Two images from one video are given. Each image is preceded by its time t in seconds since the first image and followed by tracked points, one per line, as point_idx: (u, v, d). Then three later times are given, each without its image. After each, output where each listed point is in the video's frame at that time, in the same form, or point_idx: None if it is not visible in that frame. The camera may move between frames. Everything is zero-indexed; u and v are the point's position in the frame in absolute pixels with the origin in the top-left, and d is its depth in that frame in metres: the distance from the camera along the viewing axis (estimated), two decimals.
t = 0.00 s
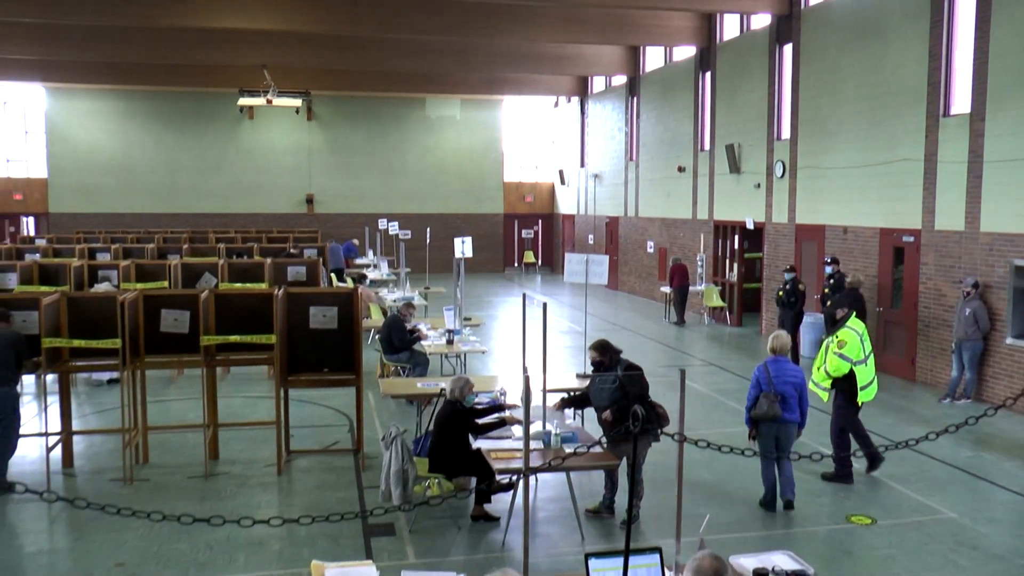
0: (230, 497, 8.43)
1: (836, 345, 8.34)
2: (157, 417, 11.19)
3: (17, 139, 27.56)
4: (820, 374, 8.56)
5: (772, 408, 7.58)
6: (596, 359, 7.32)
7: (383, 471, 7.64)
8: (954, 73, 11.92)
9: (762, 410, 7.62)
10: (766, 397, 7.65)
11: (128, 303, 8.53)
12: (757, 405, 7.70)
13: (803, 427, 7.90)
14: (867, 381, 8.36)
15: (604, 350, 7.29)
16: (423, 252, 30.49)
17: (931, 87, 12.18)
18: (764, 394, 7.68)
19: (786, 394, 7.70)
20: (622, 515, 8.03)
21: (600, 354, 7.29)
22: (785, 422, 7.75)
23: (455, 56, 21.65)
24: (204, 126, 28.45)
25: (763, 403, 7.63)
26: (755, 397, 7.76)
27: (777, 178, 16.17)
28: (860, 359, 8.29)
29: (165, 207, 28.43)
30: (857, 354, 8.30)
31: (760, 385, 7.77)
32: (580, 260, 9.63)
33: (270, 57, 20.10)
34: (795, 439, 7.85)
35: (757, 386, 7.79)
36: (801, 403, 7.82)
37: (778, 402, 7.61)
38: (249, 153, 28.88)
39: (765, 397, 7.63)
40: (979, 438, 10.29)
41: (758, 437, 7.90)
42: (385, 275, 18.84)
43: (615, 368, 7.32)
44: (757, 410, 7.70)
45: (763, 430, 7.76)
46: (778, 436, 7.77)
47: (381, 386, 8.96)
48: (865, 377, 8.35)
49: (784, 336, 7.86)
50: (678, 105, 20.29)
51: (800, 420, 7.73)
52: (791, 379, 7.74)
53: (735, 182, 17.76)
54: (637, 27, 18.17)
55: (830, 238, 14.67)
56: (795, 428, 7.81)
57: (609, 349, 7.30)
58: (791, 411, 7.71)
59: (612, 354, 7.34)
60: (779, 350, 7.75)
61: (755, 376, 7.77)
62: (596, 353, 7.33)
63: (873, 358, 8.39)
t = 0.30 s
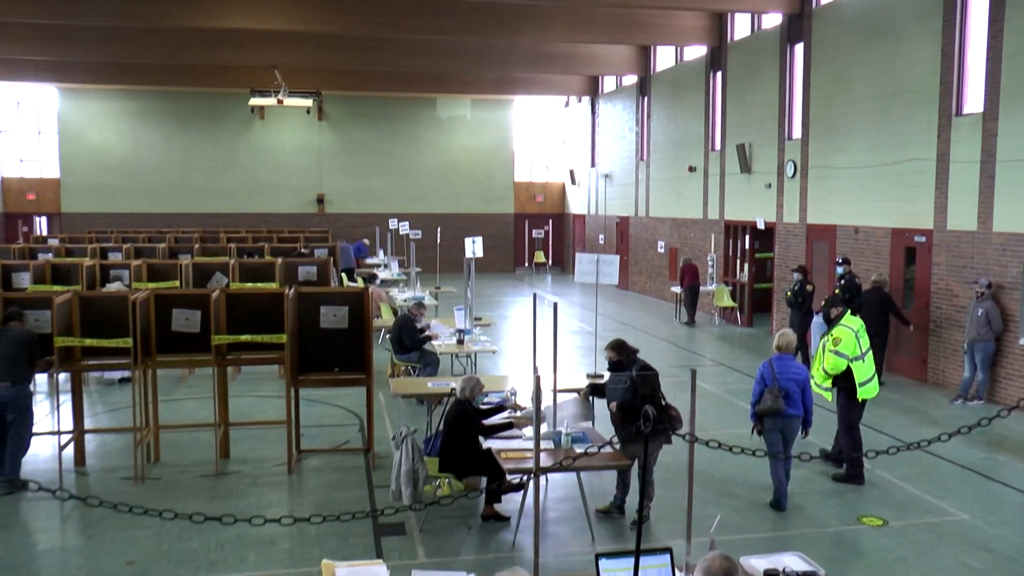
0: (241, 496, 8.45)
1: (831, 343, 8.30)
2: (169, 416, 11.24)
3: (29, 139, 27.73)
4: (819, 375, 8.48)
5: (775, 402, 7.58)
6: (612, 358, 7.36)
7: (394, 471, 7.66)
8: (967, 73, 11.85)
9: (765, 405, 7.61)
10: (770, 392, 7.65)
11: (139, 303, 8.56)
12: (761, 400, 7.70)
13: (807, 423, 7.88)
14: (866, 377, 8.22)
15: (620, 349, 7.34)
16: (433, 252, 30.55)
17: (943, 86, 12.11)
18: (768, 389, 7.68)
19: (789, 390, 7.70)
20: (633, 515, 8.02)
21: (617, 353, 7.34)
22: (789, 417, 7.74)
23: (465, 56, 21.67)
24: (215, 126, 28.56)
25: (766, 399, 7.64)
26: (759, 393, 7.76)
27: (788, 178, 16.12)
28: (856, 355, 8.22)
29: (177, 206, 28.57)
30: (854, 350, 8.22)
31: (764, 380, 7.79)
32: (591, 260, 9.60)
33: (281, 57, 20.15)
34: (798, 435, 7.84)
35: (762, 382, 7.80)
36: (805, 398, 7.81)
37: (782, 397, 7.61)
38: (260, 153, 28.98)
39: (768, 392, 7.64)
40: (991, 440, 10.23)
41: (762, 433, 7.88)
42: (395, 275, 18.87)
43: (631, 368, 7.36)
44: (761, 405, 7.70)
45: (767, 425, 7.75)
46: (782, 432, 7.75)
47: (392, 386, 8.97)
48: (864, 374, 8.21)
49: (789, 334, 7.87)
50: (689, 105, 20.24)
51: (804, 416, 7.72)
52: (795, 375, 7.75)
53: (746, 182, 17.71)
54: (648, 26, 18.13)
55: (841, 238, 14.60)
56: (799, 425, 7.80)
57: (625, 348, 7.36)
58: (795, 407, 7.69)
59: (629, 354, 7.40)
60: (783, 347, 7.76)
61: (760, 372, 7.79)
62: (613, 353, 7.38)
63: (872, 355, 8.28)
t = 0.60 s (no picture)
0: (252, 495, 8.47)
1: (830, 338, 8.42)
2: (181, 414, 11.29)
3: (43, 139, 27.90)
4: (819, 369, 8.57)
5: (785, 393, 7.95)
6: (629, 357, 7.33)
7: (404, 470, 7.68)
8: (980, 72, 11.78)
9: (775, 396, 7.98)
10: (780, 383, 8.01)
11: (151, 302, 8.60)
12: (770, 391, 8.06)
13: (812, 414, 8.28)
14: (862, 373, 8.26)
15: (638, 348, 7.32)
16: (444, 252, 30.59)
17: (956, 86, 12.04)
18: (778, 381, 8.03)
19: (798, 381, 8.07)
20: (643, 516, 8.01)
21: (634, 352, 7.32)
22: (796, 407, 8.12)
23: (475, 55, 21.68)
24: (226, 126, 28.68)
25: (777, 390, 7.99)
26: (769, 384, 8.11)
27: (799, 178, 16.07)
28: (855, 351, 8.28)
29: (189, 206, 28.69)
30: (852, 346, 8.30)
31: (774, 372, 8.12)
32: (601, 259, 9.58)
33: (292, 58, 20.22)
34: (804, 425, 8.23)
35: (771, 373, 8.13)
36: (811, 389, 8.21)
37: (791, 388, 7.98)
38: (271, 153, 29.07)
39: (779, 383, 8.00)
40: (1004, 442, 10.16)
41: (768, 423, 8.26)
42: (406, 275, 18.90)
43: (648, 367, 7.32)
44: (770, 396, 8.07)
45: (776, 415, 8.11)
46: (789, 421, 8.13)
47: (402, 385, 8.97)
48: (859, 370, 8.27)
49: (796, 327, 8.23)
50: (700, 104, 20.21)
51: (810, 406, 8.11)
52: (802, 367, 8.11)
53: (757, 182, 17.66)
54: (659, 26, 18.11)
55: (852, 238, 14.55)
56: (805, 414, 8.19)
57: (643, 348, 7.33)
58: (802, 398, 8.08)
59: (647, 353, 7.36)
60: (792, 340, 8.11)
61: (769, 363, 8.11)
62: (630, 352, 7.34)
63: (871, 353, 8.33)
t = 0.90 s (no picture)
0: (264, 494, 8.50)
1: (830, 332, 8.67)
2: (194, 413, 11.34)
3: (57, 140, 28.08)
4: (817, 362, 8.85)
5: (787, 393, 8.09)
6: (645, 357, 7.32)
7: (416, 470, 7.69)
8: (996, 70, 11.68)
9: (778, 396, 8.11)
10: (781, 383, 8.12)
11: (164, 301, 8.64)
12: (772, 390, 8.18)
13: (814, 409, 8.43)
14: (859, 369, 8.62)
15: (653, 349, 7.32)
16: (456, 251, 30.61)
17: (971, 85, 11.96)
18: (779, 380, 8.14)
19: (798, 380, 8.18)
20: (656, 516, 7.98)
21: (649, 353, 7.32)
22: (798, 405, 8.27)
23: (486, 55, 21.68)
24: (238, 126, 28.79)
25: (778, 390, 8.12)
26: (770, 383, 8.21)
27: (812, 178, 15.99)
28: (854, 346, 8.56)
29: (201, 206, 28.82)
30: (851, 341, 8.57)
31: (774, 371, 8.21)
32: (613, 260, 9.56)
33: (303, 58, 20.28)
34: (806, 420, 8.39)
35: (771, 373, 8.22)
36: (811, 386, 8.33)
37: (793, 387, 8.11)
38: (283, 153, 29.16)
39: (780, 383, 8.11)
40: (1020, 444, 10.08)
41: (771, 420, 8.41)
42: (418, 275, 18.92)
43: (664, 367, 7.29)
44: (772, 396, 8.18)
45: (779, 413, 8.27)
46: (792, 419, 8.28)
47: (414, 385, 8.98)
48: (857, 366, 8.62)
49: (792, 324, 8.27)
50: (712, 104, 20.14)
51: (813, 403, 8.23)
52: (801, 363, 8.20)
53: (770, 181, 17.59)
54: (672, 25, 18.05)
55: (866, 238, 14.47)
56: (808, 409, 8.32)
57: (658, 347, 7.34)
58: (804, 395, 8.21)
59: (662, 354, 7.35)
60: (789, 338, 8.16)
61: (769, 363, 8.19)
62: (646, 352, 7.34)
63: (870, 350, 8.65)
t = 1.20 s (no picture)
0: (276, 493, 8.52)
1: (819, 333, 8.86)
2: (207, 412, 11.40)
3: (71, 140, 28.27)
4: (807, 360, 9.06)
5: (781, 381, 8.37)
6: (653, 359, 7.32)
7: (428, 469, 7.68)
8: (1011, 69, 11.59)
9: (773, 385, 8.38)
10: (777, 372, 8.42)
11: (177, 302, 8.69)
12: (769, 380, 8.47)
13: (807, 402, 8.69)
14: (845, 370, 8.78)
15: (661, 350, 7.31)
16: (468, 251, 30.64)
17: (986, 84, 11.86)
18: (774, 370, 8.45)
19: (793, 370, 8.49)
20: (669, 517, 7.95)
21: (658, 355, 7.31)
22: (792, 395, 8.56)
23: (497, 55, 21.69)
24: (251, 127, 28.91)
25: (774, 379, 8.41)
26: (766, 374, 8.52)
27: (825, 178, 15.93)
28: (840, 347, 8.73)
29: (214, 206, 28.93)
30: (837, 342, 8.75)
31: (769, 362, 8.54)
32: (625, 260, 9.55)
33: (315, 58, 20.33)
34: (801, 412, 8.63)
35: (767, 363, 8.55)
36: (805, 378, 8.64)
37: (787, 376, 8.40)
38: (294, 153, 29.24)
39: (775, 372, 8.41)
40: None
41: (767, 412, 8.65)
42: (430, 275, 18.94)
43: (675, 368, 7.30)
44: (769, 385, 8.46)
45: (774, 403, 8.51)
46: (787, 409, 8.53)
47: (427, 384, 8.98)
48: (841, 367, 8.80)
49: (787, 319, 8.64)
50: (724, 103, 20.07)
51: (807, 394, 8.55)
52: (797, 355, 8.56)
53: (782, 181, 17.52)
54: (685, 25, 17.97)
55: (879, 238, 14.39)
56: (801, 401, 8.63)
57: (666, 349, 7.32)
58: (797, 386, 8.51)
59: (670, 356, 7.36)
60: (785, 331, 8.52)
61: (767, 355, 8.50)
62: (653, 354, 7.33)
63: (859, 352, 8.77)
